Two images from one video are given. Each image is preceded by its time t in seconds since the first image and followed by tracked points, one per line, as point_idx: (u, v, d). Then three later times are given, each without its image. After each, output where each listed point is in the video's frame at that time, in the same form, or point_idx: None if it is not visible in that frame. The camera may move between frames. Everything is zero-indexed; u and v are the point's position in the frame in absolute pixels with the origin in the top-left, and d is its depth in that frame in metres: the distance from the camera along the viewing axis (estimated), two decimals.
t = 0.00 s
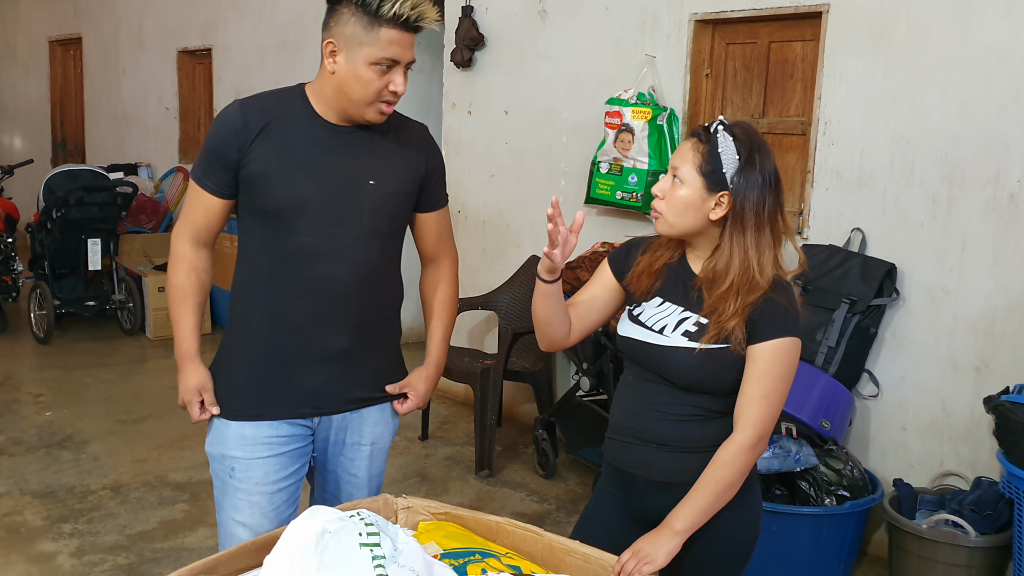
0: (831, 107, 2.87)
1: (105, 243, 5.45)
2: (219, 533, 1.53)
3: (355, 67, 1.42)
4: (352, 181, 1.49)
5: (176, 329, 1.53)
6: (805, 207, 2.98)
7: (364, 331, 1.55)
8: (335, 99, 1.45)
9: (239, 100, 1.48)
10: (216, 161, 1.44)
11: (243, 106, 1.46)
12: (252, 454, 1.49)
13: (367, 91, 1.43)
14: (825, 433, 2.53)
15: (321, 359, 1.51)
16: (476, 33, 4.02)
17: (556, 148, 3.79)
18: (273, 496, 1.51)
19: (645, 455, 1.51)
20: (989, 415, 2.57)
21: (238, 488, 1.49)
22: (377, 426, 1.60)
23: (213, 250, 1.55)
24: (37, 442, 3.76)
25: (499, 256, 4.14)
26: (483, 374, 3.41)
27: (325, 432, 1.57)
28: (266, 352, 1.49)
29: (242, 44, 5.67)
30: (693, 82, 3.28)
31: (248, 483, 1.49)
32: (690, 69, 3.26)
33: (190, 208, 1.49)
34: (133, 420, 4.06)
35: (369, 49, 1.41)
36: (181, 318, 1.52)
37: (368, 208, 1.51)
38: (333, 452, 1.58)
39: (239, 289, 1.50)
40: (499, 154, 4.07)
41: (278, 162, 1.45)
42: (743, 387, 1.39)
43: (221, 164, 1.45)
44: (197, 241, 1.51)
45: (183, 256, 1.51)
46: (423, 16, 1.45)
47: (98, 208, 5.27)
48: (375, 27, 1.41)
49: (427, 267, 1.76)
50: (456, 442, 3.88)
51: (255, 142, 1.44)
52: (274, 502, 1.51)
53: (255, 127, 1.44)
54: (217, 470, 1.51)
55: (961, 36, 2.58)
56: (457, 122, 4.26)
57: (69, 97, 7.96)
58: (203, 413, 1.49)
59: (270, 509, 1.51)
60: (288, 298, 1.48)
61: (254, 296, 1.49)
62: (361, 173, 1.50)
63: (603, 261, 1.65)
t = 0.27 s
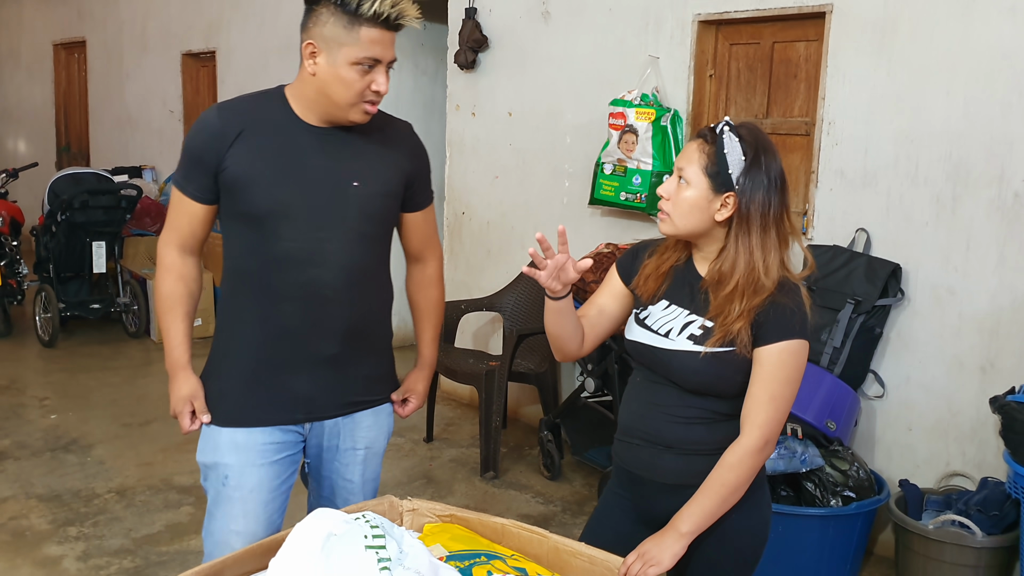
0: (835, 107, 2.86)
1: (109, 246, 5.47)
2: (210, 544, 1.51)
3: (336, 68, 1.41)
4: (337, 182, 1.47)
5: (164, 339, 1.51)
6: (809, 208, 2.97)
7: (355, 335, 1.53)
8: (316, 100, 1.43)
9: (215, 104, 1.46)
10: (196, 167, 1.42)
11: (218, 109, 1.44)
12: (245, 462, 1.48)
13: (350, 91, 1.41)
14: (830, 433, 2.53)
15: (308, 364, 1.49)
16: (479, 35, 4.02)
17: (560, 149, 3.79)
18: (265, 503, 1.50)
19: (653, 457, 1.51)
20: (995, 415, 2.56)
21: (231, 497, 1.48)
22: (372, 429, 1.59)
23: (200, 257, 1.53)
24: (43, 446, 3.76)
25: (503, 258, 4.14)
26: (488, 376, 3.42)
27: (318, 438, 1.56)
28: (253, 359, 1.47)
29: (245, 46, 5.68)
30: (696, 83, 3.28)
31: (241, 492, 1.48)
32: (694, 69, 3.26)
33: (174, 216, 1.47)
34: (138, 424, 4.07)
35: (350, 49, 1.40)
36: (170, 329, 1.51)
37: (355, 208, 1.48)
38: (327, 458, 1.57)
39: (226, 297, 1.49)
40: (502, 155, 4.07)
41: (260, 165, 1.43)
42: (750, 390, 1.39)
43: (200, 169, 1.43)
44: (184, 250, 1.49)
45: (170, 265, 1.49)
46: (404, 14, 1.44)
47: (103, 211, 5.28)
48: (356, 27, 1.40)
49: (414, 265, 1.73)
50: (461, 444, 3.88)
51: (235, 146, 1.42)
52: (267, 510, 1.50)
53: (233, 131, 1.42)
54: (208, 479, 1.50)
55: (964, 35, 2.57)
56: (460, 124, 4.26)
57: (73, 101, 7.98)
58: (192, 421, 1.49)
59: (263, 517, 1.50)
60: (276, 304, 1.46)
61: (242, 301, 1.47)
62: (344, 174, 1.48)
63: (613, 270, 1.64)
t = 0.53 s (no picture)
0: (840, 106, 2.86)
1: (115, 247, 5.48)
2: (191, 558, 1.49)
3: (298, 54, 1.38)
4: (309, 184, 1.44)
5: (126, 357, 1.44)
6: (815, 208, 2.97)
7: (332, 340, 1.52)
8: (277, 91, 1.39)
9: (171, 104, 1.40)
10: (155, 173, 1.37)
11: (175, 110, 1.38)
12: (225, 475, 1.45)
13: (315, 77, 1.38)
14: (836, 433, 2.52)
15: (289, 369, 1.47)
16: (484, 35, 4.01)
17: (565, 150, 3.79)
18: (247, 514, 1.48)
19: (657, 456, 1.51)
20: (1001, 415, 2.55)
21: (211, 510, 1.45)
22: (351, 431, 1.57)
23: (161, 268, 1.46)
24: (50, 446, 3.77)
25: (508, 258, 4.14)
26: (492, 376, 3.42)
27: (297, 445, 1.53)
28: (228, 369, 1.44)
29: (250, 48, 5.69)
30: (701, 82, 3.28)
31: (222, 504, 1.45)
32: (699, 69, 3.26)
33: (131, 228, 1.41)
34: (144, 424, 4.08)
35: (312, 34, 1.38)
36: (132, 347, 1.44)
37: (329, 210, 1.47)
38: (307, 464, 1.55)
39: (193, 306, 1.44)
40: (507, 156, 4.07)
41: (226, 170, 1.39)
42: (755, 390, 1.38)
43: (160, 176, 1.37)
44: (144, 264, 1.43)
45: (130, 280, 1.42)
46: None
47: (109, 212, 5.29)
48: (316, 10, 1.39)
49: (385, 254, 1.73)
50: (466, 445, 3.88)
51: (198, 149, 1.38)
52: (249, 520, 1.48)
53: (193, 135, 1.37)
54: (186, 493, 1.46)
55: (971, 34, 2.56)
56: (465, 124, 4.27)
57: (78, 103, 7.99)
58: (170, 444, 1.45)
59: (246, 527, 1.48)
60: (253, 312, 1.43)
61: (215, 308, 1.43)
62: (315, 174, 1.45)
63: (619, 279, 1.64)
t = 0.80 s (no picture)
0: (846, 107, 2.86)
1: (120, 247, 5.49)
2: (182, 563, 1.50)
3: (250, 58, 1.35)
4: (286, 191, 1.45)
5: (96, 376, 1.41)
6: (821, 208, 2.97)
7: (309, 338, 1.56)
8: (235, 96, 1.37)
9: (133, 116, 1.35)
10: (122, 191, 1.32)
11: (139, 123, 1.34)
12: (217, 479, 1.47)
13: (272, 78, 1.35)
14: (842, 435, 2.54)
15: (272, 375, 1.50)
16: (488, 36, 4.02)
17: (569, 150, 3.79)
18: (240, 516, 1.50)
19: (667, 456, 1.51)
20: (1008, 417, 2.55)
21: (204, 515, 1.47)
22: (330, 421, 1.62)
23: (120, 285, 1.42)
24: (55, 446, 3.78)
25: (513, 259, 4.14)
26: (497, 377, 3.42)
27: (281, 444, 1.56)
28: (210, 381, 1.45)
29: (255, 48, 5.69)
30: (706, 83, 3.28)
31: (216, 509, 1.47)
32: (704, 70, 3.26)
33: (89, 244, 1.36)
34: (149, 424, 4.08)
35: (261, 34, 1.34)
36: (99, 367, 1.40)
37: (306, 213, 1.48)
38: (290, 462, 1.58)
39: (170, 321, 1.43)
40: (511, 156, 4.07)
41: (204, 183, 1.37)
42: (767, 393, 1.38)
43: (128, 194, 1.33)
44: (105, 279, 1.38)
45: (89, 297, 1.37)
46: None
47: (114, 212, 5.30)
48: (264, 10, 1.34)
49: (354, 206, 1.79)
50: (470, 445, 3.88)
51: (173, 166, 1.35)
52: (241, 522, 1.51)
53: (163, 151, 1.34)
54: (177, 502, 1.47)
55: (978, 35, 2.56)
56: (469, 125, 4.27)
57: (82, 103, 8.00)
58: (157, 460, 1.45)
59: (240, 528, 1.51)
60: (240, 321, 1.44)
61: (200, 322, 1.43)
62: (290, 179, 1.46)
63: (630, 287, 1.65)
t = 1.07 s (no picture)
0: (849, 105, 2.85)
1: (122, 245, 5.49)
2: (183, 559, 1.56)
3: (221, 58, 1.35)
4: (279, 179, 1.52)
5: (101, 396, 1.42)
6: (824, 206, 2.96)
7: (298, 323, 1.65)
8: (214, 95, 1.38)
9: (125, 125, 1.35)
10: (124, 204, 1.33)
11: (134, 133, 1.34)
12: (220, 475, 1.54)
13: (246, 76, 1.36)
14: (845, 433, 2.51)
15: (271, 362, 1.58)
16: (491, 33, 4.02)
17: (572, 148, 3.79)
18: (240, 509, 1.58)
19: (664, 454, 1.51)
20: (1011, 415, 2.54)
21: (208, 510, 1.54)
22: (318, 408, 1.70)
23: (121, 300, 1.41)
24: (57, 444, 3.78)
25: (515, 257, 4.13)
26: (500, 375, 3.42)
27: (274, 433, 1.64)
28: (214, 375, 1.51)
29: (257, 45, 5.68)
30: (709, 80, 3.27)
31: (219, 504, 1.54)
32: (707, 67, 3.25)
33: (88, 262, 1.34)
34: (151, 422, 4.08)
35: (229, 34, 1.34)
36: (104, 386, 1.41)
37: (297, 200, 1.57)
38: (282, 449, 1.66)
39: (173, 322, 1.48)
40: (514, 154, 4.07)
41: (207, 188, 1.41)
42: (765, 388, 1.38)
43: (129, 206, 1.33)
44: (107, 294, 1.38)
45: (93, 318, 1.37)
46: None
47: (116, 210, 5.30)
48: (227, 8, 1.34)
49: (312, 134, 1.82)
50: (473, 443, 3.88)
51: (175, 174, 1.38)
52: (241, 514, 1.59)
53: (162, 159, 1.36)
54: (181, 499, 1.53)
55: (982, 32, 2.55)
56: (472, 122, 4.26)
57: (85, 101, 8.00)
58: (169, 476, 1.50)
59: (239, 521, 1.58)
60: (243, 319, 1.51)
61: (207, 321, 1.48)
62: (278, 164, 1.52)
63: (630, 283, 1.64)
